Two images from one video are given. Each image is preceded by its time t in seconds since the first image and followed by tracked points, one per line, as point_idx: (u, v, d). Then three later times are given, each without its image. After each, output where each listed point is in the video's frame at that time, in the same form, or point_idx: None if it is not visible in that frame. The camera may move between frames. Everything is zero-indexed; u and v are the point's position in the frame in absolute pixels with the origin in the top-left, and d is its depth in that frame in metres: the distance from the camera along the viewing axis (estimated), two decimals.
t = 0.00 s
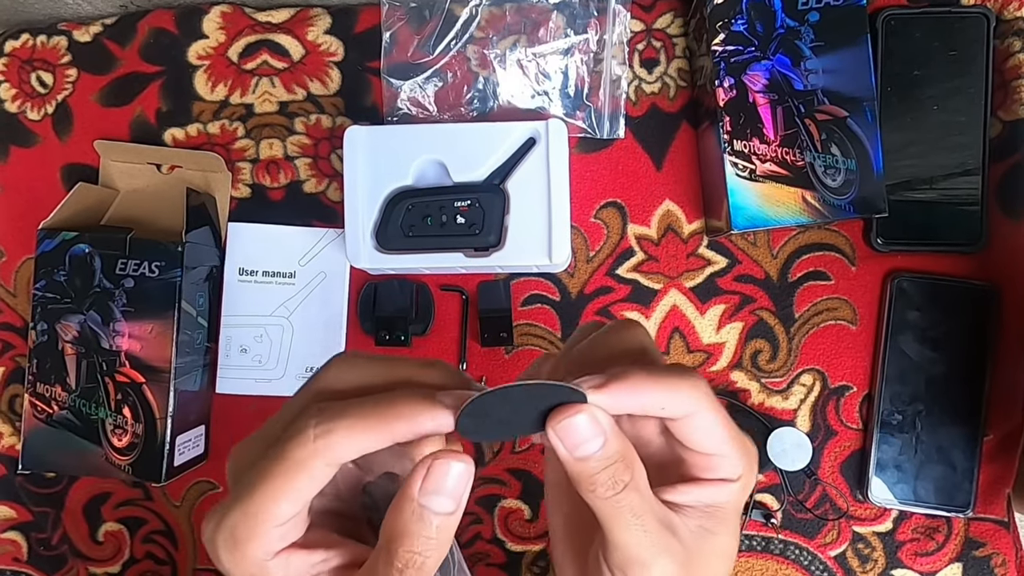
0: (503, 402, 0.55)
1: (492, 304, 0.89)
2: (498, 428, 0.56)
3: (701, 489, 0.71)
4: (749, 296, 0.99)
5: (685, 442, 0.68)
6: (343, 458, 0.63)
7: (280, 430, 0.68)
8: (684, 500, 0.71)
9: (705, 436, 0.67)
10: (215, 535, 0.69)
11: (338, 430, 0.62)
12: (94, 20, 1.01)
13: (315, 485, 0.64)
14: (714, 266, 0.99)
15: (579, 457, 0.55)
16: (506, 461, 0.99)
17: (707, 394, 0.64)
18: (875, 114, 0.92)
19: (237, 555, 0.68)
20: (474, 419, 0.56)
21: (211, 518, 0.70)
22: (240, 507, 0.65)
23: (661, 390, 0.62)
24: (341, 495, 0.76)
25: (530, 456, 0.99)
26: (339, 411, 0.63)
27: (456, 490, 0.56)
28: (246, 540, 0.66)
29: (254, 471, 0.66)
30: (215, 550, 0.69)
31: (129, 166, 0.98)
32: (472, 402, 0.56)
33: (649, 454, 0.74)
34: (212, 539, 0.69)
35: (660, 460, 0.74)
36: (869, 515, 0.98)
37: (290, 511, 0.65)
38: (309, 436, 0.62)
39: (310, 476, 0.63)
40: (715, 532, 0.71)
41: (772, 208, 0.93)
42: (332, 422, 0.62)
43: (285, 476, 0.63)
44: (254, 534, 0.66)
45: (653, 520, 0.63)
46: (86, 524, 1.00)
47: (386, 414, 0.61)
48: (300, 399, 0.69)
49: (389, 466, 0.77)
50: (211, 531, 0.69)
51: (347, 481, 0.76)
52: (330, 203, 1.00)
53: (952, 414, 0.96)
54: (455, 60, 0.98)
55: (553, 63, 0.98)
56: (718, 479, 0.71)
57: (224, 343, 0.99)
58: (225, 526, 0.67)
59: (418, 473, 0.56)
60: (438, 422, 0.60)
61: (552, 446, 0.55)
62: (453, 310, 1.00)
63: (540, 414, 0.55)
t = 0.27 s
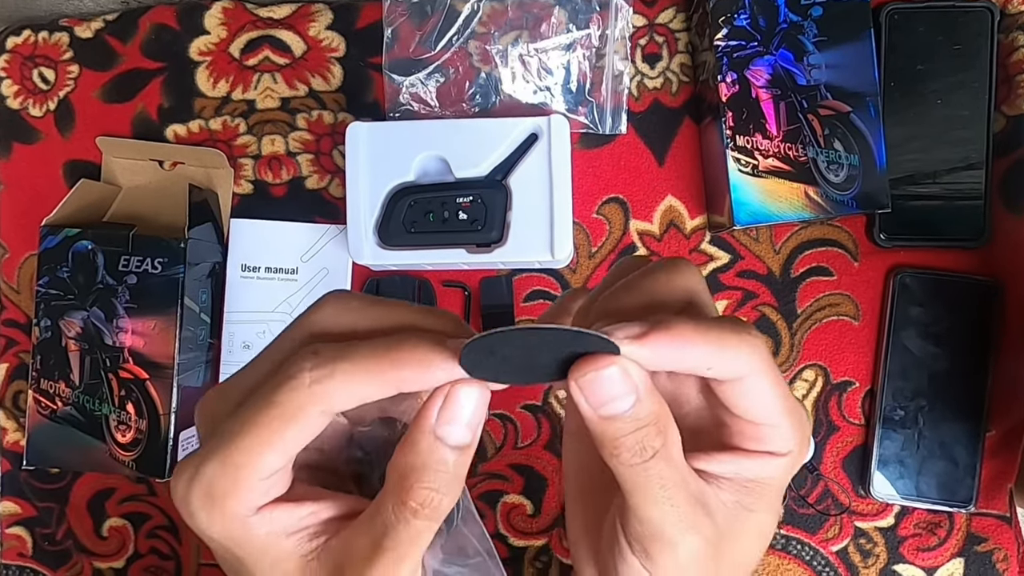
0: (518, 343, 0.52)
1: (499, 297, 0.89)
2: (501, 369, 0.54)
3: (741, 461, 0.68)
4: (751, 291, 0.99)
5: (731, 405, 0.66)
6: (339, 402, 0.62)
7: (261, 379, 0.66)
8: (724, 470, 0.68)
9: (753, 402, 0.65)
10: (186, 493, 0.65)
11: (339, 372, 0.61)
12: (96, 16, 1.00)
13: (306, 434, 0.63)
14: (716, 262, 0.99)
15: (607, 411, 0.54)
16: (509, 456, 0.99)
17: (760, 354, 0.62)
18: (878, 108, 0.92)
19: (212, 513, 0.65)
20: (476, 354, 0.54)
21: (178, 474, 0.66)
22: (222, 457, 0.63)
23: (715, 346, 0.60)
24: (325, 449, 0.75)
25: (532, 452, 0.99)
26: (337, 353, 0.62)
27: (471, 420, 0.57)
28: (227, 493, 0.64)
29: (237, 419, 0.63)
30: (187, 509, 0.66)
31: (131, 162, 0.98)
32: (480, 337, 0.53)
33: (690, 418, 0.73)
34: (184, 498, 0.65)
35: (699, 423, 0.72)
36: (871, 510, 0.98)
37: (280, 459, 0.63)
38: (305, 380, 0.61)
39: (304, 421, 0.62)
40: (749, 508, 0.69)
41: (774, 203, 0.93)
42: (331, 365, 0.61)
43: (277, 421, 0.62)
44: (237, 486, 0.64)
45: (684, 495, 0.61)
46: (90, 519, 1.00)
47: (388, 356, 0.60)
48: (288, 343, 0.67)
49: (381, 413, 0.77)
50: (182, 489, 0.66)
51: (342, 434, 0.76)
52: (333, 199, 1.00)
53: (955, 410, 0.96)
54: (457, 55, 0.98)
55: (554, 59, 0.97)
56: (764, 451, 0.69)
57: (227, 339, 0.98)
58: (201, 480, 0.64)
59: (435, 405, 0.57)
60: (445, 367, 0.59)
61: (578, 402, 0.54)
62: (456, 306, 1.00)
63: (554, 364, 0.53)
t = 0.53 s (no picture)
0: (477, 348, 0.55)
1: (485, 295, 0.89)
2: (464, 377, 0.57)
3: (703, 457, 0.70)
4: (756, 282, 0.99)
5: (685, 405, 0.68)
6: (337, 405, 0.63)
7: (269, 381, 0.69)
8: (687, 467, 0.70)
9: (707, 401, 0.67)
10: (201, 486, 0.68)
11: (335, 376, 0.62)
12: (97, 8, 1.00)
13: (308, 433, 0.65)
14: (720, 253, 0.99)
15: (562, 414, 0.56)
16: (514, 447, 1.00)
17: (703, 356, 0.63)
18: (884, 99, 0.92)
19: (224, 503, 0.67)
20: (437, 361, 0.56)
21: (197, 466, 0.69)
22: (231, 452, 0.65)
23: (660, 350, 0.62)
24: (329, 452, 0.77)
25: (537, 443, 0.99)
26: (336, 358, 0.64)
27: (452, 422, 0.56)
28: (236, 486, 0.66)
29: (246, 417, 0.66)
30: (203, 502, 0.68)
31: (135, 155, 0.99)
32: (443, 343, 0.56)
33: (661, 418, 0.75)
34: (200, 488, 0.68)
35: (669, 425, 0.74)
36: (874, 499, 0.98)
37: (282, 454, 0.65)
38: (306, 381, 0.63)
39: (303, 421, 0.64)
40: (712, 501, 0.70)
41: (778, 194, 0.92)
42: (329, 367, 0.63)
43: (279, 420, 0.64)
44: (244, 480, 0.66)
45: (642, 490, 0.63)
46: (98, 509, 1.01)
47: (382, 363, 0.61)
48: (295, 350, 0.70)
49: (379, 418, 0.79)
50: (198, 479, 0.68)
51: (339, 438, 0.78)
52: (336, 191, 1.00)
53: (958, 400, 0.96)
54: (460, 46, 0.98)
55: (558, 49, 0.97)
56: (725, 447, 0.70)
57: (233, 331, 0.99)
58: (213, 475, 0.67)
59: (417, 407, 0.56)
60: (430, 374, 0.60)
61: (535, 406, 0.56)
62: (460, 298, 1.00)
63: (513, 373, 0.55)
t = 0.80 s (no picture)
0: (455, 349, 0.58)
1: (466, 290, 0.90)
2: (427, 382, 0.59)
3: (688, 452, 0.73)
4: (759, 268, 0.98)
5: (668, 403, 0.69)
6: (309, 399, 0.66)
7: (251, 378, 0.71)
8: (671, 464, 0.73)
9: (682, 393, 0.68)
10: (189, 480, 0.70)
11: (306, 371, 0.65)
12: None
13: (287, 424, 0.67)
14: (724, 239, 0.98)
15: (599, 408, 0.59)
16: (516, 432, 1.00)
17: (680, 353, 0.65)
18: (891, 83, 0.91)
19: (210, 496, 0.70)
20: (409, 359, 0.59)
21: (186, 462, 0.72)
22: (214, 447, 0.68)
23: (645, 348, 0.63)
24: (315, 453, 0.80)
25: (540, 428, 0.99)
26: (309, 355, 0.66)
27: (419, 415, 0.59)
28: (220, 478, 0.69)
29: (228, 413, 0.68)
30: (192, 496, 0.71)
31: (136, 138, 0.98)
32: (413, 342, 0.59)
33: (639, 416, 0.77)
34: (188, 482, 0.71)
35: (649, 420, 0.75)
36: (876, 485, 0.99)
37: (262, 448, 0.67)
38: (280, 375, 0.65)
39: (277, 414, 0.66)
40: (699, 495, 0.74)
41: (783, 179, 0.91)
42: (300, 364, 0.65)
43: (255, 414, 0.66)
44: (227, 473, 0.68)
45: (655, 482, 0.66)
46: (103, 492, 1.02)
47: (350, 359, 0.64)
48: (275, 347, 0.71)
49: (358, 417, 0.82)
50: (186, 474, 0.71)
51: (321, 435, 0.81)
52: (338, 175, 0.99)
53: (961, 387, 0.96)
54: (462, 29, 0.97)
55: (562, 32, 0.96)
56: (701, 443, 0.73)
57: (235, 316, 0.99)
58: (200, 469, 0.69)
59: (384, 399, 0.59)
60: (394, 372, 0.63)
61: (578, 398, 0.59)
62: (463, 283, 1.00)
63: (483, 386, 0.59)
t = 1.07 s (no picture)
0: (445, 358, 0.65)
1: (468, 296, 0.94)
2: (419, 386, 0.66)
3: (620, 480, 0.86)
4: (761, 263, 0.98)
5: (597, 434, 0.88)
6: (305, 404, 0.71)
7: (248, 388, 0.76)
8: (621, 484, 0.85)
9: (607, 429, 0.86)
10: (190, 487, 0.74)
11: (301, 377, 0.70)
12: None
13: (282, 431, 0.72)
14: (726, 234, 0.98)
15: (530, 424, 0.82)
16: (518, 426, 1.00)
17: (598, 392, 0.85)
18: (893, 78, 0.91)
19: (209, 501, 0.74)
20: (402, 366, 0.66)
21: (186, 471, 0.76)
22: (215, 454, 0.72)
23: (570, 384, 0.86)
24: (313, 458, 0.83)
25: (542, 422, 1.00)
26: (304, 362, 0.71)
27: (412, 419, 0.67)
28: (218, 484, 0.73)
29: (226, 421, 0.73)
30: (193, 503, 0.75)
31: (139, 133, 0.98)
32: (404, 349, 0.65)
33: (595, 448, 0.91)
34: (189, 488, 0.75)
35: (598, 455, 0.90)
36: (876, 480, 0.99)
37: (261, 454, 0.72)
38: (275, 381, 0.70)
39: (275, 419, 0.71)
40: (643, 508, 0.86)
41: (785, 174, 0.91)
42: (295, 370, 0.70)
43: (253, 420, 0.71)
44: (227, 478, 0.73)
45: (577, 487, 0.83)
46: (107, 485, 1.02)
47: (343, 366, 0.70)
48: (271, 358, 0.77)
49: (355, 423, 0.85)
50: (187, 481, 0.75)
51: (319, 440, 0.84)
52: (341, 169, 0.99)
53: (963, 382, 0.96)
54: (465, 23, 0.97)
55: (564, 26, 0.96)
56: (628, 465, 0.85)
57: (237, 310, 1.00)
58: (200, 476, 0.73)
59: (379, 405, 0.66)
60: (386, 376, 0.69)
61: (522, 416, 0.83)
62: (465, 277, 1.00)
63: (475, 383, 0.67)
